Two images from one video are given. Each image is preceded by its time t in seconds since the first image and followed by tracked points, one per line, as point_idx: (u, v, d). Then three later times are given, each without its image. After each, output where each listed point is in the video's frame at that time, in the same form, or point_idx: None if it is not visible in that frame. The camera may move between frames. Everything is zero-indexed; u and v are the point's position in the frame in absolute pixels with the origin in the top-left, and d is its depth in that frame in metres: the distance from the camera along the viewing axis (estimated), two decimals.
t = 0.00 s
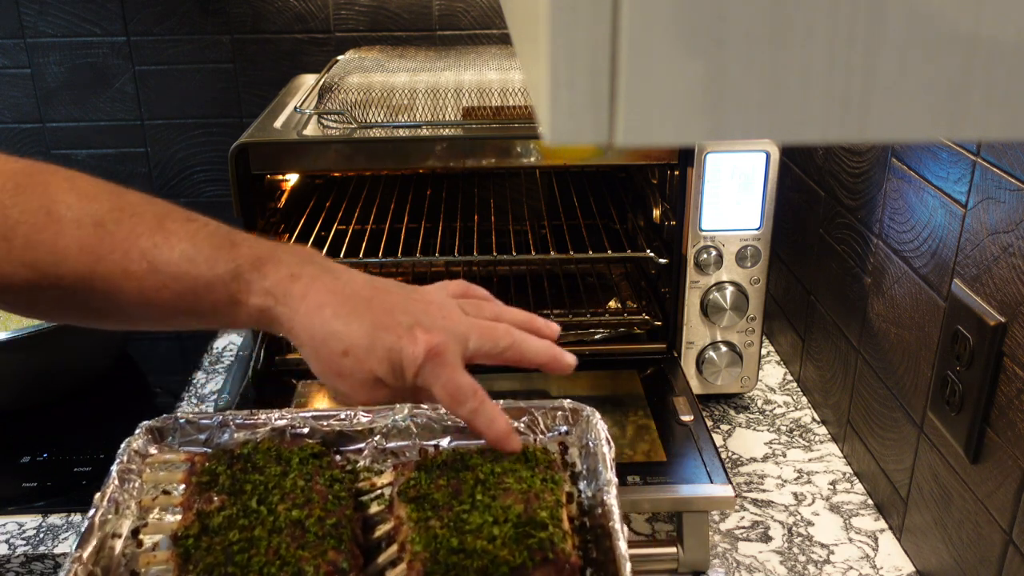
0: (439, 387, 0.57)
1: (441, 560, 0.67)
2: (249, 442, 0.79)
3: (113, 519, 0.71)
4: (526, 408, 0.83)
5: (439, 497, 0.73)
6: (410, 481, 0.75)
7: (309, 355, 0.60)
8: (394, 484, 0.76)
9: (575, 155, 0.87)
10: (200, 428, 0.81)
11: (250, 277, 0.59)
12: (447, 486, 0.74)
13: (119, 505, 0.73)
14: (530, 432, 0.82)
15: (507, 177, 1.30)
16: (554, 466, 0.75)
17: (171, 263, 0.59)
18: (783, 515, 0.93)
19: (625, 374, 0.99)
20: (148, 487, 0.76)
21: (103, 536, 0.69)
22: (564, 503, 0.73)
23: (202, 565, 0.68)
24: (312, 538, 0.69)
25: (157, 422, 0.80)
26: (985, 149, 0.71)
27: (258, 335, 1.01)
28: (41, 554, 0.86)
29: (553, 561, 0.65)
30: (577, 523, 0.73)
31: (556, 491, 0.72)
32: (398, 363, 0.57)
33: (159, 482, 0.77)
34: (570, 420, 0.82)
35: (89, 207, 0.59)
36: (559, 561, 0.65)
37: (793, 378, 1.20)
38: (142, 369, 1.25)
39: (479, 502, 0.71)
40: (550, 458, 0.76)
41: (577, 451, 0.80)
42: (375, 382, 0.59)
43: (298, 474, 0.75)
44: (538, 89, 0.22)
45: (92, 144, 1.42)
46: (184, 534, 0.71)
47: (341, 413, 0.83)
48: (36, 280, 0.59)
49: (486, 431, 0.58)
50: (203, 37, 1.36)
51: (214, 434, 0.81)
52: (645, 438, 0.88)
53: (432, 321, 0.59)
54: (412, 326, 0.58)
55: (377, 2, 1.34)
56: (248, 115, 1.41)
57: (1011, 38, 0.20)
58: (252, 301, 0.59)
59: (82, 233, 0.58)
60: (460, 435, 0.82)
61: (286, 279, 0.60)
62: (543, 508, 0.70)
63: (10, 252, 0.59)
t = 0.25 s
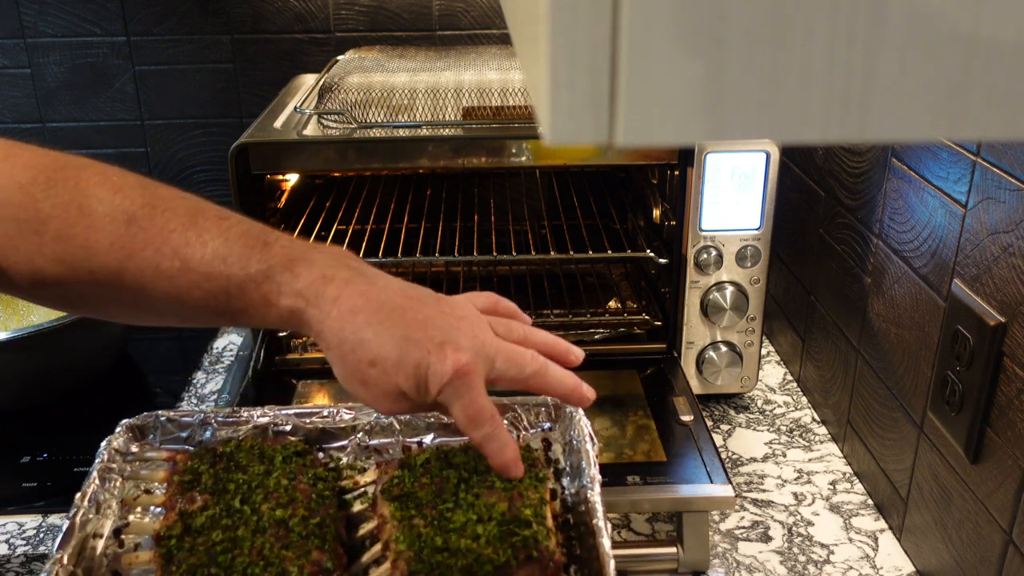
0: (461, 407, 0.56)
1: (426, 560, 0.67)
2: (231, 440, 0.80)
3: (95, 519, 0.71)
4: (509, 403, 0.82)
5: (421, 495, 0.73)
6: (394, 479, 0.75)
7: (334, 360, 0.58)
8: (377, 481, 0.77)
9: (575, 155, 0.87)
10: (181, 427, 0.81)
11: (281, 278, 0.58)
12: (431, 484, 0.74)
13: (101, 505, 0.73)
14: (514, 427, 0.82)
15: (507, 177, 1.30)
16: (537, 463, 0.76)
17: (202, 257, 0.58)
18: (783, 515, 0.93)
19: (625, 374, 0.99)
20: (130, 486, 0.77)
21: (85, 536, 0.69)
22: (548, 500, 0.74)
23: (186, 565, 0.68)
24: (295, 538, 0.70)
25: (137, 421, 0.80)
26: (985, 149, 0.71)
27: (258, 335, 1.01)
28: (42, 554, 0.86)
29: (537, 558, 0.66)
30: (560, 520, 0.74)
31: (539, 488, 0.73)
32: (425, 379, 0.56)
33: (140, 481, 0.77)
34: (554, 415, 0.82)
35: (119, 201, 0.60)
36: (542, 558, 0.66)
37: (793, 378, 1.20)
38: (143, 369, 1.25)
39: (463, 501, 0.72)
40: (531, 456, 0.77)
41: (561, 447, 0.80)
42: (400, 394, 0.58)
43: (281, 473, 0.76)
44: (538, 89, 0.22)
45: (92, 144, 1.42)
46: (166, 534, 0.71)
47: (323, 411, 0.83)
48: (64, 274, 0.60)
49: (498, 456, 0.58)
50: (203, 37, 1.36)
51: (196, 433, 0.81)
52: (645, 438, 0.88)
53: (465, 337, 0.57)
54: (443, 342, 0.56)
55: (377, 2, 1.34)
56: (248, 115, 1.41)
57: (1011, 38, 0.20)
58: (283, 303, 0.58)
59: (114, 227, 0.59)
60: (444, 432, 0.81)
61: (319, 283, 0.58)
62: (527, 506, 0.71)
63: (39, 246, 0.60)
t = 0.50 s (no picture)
0: (437, 398, 0.57)
1: (425, 562, 0.67)
2: (232, 440, 0.80)
3: (94, 517, 0.71)
4: (512, 407, 0.82)
5: (421, 498, 0.73)
6: (394, 482, 0.75)
7: (309, 347, 0.59)
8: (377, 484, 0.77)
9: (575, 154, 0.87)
10: (182, 426, 0.81)
11: (259, 267, 0.58)
12: (431, 487, 0.74)
13: (100, 502, 0.72)
14: (514, 430, 0.82)
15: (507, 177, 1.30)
16: (538, 466, 0.76)
17: (178, 245, 0.58)
18: (783, 515, 0.93)
19: (625, 374, 0.99)
20: (130, 483, 0.76)
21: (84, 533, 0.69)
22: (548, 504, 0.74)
23: (185, 565, 0.68)
24: (295, 540, 0.70)
25: (138, 419, 0.80)
26: (985, 149, 0.71)
27: (258, 335, 1.01)
28: (41, 554, 0.87)
29: (537, 562, 0.66)
30: (560, 524, 0.74)
31: (539, 492, 0.73)
32: (398, 370, 0.57)
33: (140, 479, 0.77)
34: (556, 419, 0.81)
35: (99, 192, 0.60)
36: (542, 562, 0.66)
37: (793, 378, 1.20)
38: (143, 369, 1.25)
39: (464, 504, 0.72)
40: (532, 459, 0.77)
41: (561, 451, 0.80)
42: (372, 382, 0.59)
43: (282, 473, 0.76)
44: (537, 89, 0.22)
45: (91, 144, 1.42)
46: (166, 533, 0.71)
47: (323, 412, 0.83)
48: (48, 265, 0.60)
49: (480, 449, 0.60)
50: (203, 36, 1.36)
51: (196, 433, 0.81)
52: (645, 438, 0.88)
53: (442, 329, 0.58)
54: (418, 334, 0.57)
55: (377, 2, 1.34)
56: (248, 115, 1.42)
57: (1010, 38, 0.20)
58: (259, 291, 0.58)
59: (94, 219, 0.59)
60: (445, 433, 0.82)
61: (294, 271, 0.58)
62: (527, 510, 0.71)
63: (24, 239, 0.59)
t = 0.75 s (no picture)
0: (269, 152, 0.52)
1: (406, 551, 0.67)
2: (204, 432, 0.79)
3: (61, 515, 0.71)
4: (491, 393, 0.83)
5: (401, 485, 0.73)
6: (374, 470, 0.75)
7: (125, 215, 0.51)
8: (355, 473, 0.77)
9: (574, 153, 0.87)
10: (152, 421, 0.81)
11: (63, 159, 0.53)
12: (412, 474, 0.74)
13: (68, 501, 0.72)
14: (494, 417, 0.83)
15: (506, 177, 1.31)
16: (519, 452, 0.76)
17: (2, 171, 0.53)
18: (783, 515, 0.93)
19: (625, 374, 0.99)
20: (98, 480, 0.76)
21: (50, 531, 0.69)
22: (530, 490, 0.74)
23: (156, 559, 0.67)
24: (271, 530, 0.69)
25: (106, 415, 0.80)
26: (985, 149, 0.71)
27: (258, 334, 1.00)
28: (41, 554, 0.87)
29: (521, 546, 0.66)
30: (544, 510, 0.74)
31: (522, 477, 0.73)
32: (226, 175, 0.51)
33: (108, 474, 0.77)
34: (537, 405, 0.83)
35: None
36: (527, 546, 0.67)
37: (793, 378, 1.20)
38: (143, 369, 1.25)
39: (445, 491, 0.71)
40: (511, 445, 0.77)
41: (544, 435, 0.80)
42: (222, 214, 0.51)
43: (257, 464, 0.75)
44: (537, 89, 0.22)
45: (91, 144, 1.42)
46: (137, 527, 0.70)
47: (302, 402, 0.83)
48: None
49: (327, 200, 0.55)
50: (203, 36, 1.36)
51: (167, 427, 0.81)
52: (645, 438, 0.88)
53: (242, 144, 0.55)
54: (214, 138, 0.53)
55: (377, 2, 1.34)
56: (248, 115, 1.41)
57: (1011, 37, 0.20)
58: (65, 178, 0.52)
59: None
60: (424, 423, 0.83)
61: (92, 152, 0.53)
62: (511, 494, 0.71)
63: None
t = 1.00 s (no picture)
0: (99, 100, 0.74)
1: (287, 538, 0.62)
2: (91, 411, 0.75)
3: None
4: (411, 370, 0.77)
5: (296, 465, 0.68)
6: (269, 452, 0.70)
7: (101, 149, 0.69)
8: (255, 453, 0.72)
9: (573, 153, 0.88)
10: (46, 398, 0.75)
11: None
12: (309, 455, 0.69)
13: None
14: (414, 396, 0.77)
15: (507, 177, 1.31)
16: (428, 433, 0.71)
17: None
18: (783, 515, 0.93)
19: (625, 374, 0.99)
20: None
21: None
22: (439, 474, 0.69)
23: (13, 547, 0.62)
24: (145, 515, 0.65)
25: None
26: (985, 149, 0.71)
27: (258, 335, 1.00)
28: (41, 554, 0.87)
29: (409, 533, 0.62)
30: (454, 495, 0.69)
31: (428, 460, 0.69)
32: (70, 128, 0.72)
33: None
34: (459, 383, 0.76)
35: None
36: (415, 533, 0.62)
37: (793, 378, 1.20)
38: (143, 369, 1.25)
39: (344, 473, 0.67)
40: (423, 424, 0.72)
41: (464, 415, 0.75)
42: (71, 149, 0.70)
43: (141, 445, 0.71)
44: (538, 90, 0.22)
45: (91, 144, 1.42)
46: None
47: (207, 377, 0.77)
48: None
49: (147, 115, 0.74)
50: (203, 36, 1.36)
51: (62, 407, 0.75)
52: (645, 438, 0.88)
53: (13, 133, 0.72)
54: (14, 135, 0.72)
55: (377, 2, 1.34)
56: (249, 115, 1.42)
57: (1010, 38, 0.20)
58: None
59: None
60: (339, 401, 0.77)
61: None
62: (410, 478, 0.66)
63: None
